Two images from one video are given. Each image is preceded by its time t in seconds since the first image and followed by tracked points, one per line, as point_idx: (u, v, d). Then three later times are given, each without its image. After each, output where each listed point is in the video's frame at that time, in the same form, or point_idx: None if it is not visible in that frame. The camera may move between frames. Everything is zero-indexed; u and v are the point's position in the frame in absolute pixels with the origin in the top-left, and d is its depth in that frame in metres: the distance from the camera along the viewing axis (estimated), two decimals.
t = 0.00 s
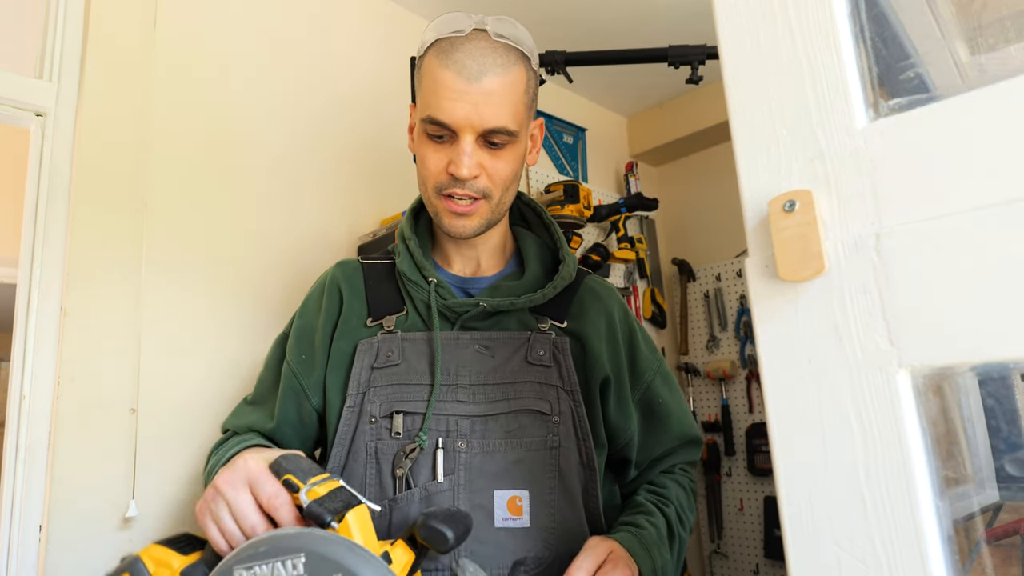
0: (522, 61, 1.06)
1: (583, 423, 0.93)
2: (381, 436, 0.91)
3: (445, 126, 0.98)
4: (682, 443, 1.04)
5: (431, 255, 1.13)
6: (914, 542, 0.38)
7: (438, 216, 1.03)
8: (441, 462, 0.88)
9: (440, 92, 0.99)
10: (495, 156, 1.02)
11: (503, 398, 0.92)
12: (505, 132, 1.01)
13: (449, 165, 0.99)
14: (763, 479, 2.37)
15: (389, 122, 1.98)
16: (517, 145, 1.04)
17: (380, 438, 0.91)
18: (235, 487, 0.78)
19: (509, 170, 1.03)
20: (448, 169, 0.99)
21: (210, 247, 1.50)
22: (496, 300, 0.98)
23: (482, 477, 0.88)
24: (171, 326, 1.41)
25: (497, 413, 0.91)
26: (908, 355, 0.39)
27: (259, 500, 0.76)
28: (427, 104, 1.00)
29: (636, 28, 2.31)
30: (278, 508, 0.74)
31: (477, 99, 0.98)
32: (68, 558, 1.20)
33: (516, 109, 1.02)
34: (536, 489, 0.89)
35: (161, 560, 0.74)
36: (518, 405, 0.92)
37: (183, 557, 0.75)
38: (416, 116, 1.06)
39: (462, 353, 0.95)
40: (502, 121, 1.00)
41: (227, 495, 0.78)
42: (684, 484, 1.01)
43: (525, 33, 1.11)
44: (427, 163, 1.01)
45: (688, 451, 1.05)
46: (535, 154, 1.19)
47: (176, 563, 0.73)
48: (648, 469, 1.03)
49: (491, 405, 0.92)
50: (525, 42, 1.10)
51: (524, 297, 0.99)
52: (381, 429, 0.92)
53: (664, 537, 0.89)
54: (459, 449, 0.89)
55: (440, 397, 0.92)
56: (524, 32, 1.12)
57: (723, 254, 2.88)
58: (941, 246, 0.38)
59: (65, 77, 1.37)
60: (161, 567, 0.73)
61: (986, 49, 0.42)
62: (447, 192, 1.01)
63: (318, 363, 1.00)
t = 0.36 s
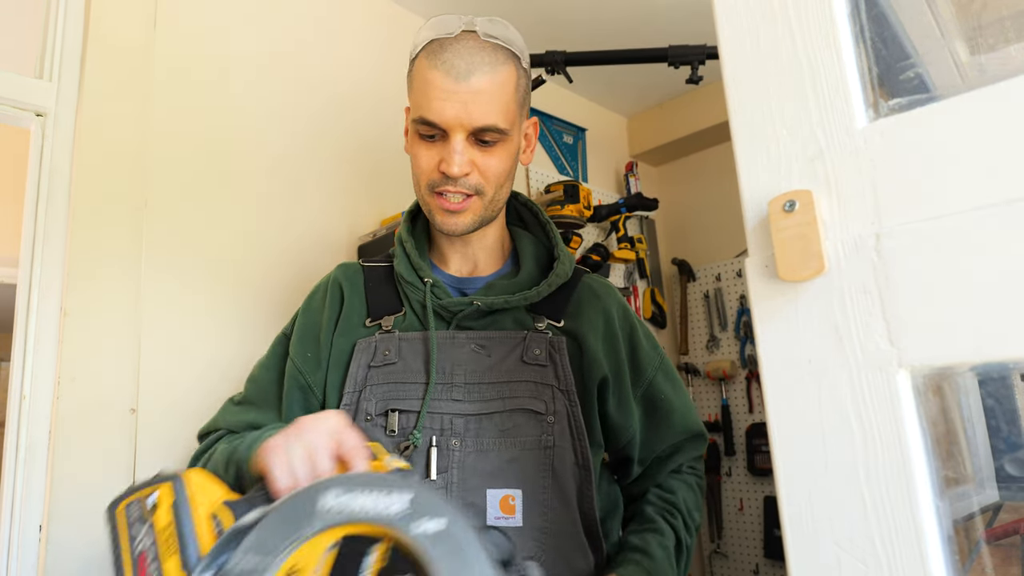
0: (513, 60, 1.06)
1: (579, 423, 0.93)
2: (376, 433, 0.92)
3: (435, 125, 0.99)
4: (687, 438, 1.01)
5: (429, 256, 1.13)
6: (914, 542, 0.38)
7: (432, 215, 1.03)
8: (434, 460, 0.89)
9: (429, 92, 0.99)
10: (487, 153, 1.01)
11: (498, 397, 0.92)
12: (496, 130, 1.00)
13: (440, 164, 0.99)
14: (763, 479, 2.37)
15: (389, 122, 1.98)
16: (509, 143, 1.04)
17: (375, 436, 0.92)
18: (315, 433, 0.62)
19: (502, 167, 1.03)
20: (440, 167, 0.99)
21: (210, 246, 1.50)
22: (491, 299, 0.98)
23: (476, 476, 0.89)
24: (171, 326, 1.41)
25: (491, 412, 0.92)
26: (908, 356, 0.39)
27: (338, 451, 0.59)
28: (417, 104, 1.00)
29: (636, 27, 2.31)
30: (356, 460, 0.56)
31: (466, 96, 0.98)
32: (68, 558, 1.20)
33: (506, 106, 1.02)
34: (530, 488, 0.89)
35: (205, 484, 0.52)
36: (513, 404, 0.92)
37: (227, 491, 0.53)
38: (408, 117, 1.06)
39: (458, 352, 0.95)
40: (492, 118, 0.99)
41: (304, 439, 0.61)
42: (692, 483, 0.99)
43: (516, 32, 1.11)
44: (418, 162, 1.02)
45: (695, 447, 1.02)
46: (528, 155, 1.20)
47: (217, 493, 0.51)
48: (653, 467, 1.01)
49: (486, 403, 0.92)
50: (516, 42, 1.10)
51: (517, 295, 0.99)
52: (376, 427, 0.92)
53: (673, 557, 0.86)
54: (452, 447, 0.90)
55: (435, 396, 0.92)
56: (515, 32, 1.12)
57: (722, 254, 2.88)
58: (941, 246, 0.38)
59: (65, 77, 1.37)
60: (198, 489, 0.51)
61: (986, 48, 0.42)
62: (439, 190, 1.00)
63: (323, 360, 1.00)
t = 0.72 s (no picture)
0: (526, 63, 1.06)
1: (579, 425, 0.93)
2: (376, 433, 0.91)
3: (449, 124, 0.98)
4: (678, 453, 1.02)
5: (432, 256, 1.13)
6: (914, 543, 0.38)
7: (441, 213, 1.03)
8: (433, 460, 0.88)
9: (444, 91, 0.98)
10: (498, 155, 1.01)
11: (499, 399, 0.92)
12: (509, 132, 1.01)
13: (453, 163, 0.98)
14: (763, 479, 2.37)
15: (389, 122, 1.98)
16: (520, 145, 1.04)
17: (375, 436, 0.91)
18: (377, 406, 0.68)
19: (513, 169, 1.03)
20: (452, 167, 0.99)
21: (210, 246, 1.50)
22: (494, 302, 0.98)
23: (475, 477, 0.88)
24: (171, 326, 1.41)
25: (492, 413, 0.91)
26: (908, 356, 0.39)
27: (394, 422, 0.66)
28: (431, 102, 1.00)
29: (636, 27, 2.31)
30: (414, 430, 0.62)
31: (481, 97, 0.98)
32: (68, 558, 1.20)
33: (520, 108, 1.02)
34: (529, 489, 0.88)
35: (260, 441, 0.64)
36: (514, 405, 0.92)
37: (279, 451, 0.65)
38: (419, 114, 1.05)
39: (459, 353, 0.95)
40: (507, 120, 0.99)
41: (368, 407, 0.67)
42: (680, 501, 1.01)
43: (528, 36, 1.10)
44: (430, 160, 1.01)
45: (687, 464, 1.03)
46: (537, 157, 1.20)
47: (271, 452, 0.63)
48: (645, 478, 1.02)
49: (487, 404, 0.92)
50: (528, 45, 1.09)
51: (522, 299, 0.99)
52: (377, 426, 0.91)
53: None
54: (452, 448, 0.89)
55: (437, 396, 0.92)
56: (527, 36, 1.11)
57: (722, 254, 2.88)
58: (941, 246, 0.38)
59: (65, 77, 1.37)
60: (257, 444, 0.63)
61: (986, 48, 0.43)
62: (449, 189, 1.00)
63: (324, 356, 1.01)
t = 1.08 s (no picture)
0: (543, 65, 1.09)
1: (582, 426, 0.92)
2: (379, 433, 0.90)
3: (469, 115, 1.00)
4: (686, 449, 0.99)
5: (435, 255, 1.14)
6: (914, 543, 0.38)
7: (453, 203, 1.02)
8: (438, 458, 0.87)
9: (466, 82, 1.00)
10: (515, 148, 1.03)
11: (503, 399, 0.92)
12: (527, 126, 1.03)
13: (471, 152, 1.00)
14: (762, 479, 2.37)
15: (389, 122, 1.98)
16: (535, 143, 1.06)
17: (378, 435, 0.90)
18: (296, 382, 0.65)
19: (527, 164, 1.04)
20: (469, 156, 1.00)
21: (210, 246, 1.50)
22: (499, 302, 0.98)
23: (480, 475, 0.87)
24: (171, 325, 1.41)
25: (496, 414, 0.91)
26: (907, 356, 0.39)
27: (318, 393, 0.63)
28: (452, 93, 1.01)
29: (636, 27, 2.31)
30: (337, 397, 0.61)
31: (502, 90, 1.00)
32: (69, 558, 1.20)
33: (537, 105, 1.04)
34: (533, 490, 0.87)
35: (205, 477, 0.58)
36: (517, 405, 0.91)
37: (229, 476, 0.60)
38: (436, 107, 1.06)
39: (462, 353, 0.95)
40: (526, 114, 1.02)
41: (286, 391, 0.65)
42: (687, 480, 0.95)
43: (542, 38, 1.10)
44: (446, 149, 1.02)
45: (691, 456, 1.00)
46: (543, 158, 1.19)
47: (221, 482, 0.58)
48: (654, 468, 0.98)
49: (491, 405, 0.91)
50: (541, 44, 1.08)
51: (526, 298, 0.99)
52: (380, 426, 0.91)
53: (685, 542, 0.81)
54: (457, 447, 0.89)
55: (441, 397, 0.92)
56: (542, 38, 1.10)
57: (722, 254, 2.88)
58: (944, 247, 0.38)
59: (65, 77, 1.37)
60: (198, 485, 0.57)
61: (986, 49, 0.43)
62: (465, 178, 1.01)
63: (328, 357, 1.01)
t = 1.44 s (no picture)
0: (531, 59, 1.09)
1: (582, 425, 0.92)
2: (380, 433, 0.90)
3: (459, 112, 1.00)
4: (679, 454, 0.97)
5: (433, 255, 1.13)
6: (914, 543, 0.38)
7: (448, 202, 1.02)
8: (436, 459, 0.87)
9: (453, 80, 1.00)
10: (506, 142, 1.02)
11: (502, 399, 0.92)
12: (517, 119, 1.02)
13: (462, 149, 0.99)
14: (762, 479, 2.37)
15: (389, 122, 1.98)
16: (526, 136, 1.05)
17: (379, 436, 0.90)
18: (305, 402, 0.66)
19: (519, 157, 1.04)
20: (460, 153, 0.99)
21: (210, 245, 1.50)
22: (495, 299, 0.98)
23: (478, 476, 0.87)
24: (171, 326, 1.41)
25: (495, 413, 0.91)
26: (907, 356, 0.39)
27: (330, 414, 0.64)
28: (440, 92, 1.01)
29: (636, 27, 2.31)
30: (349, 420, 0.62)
31: (490, 84, 0.99)
32: (69, 558, 1.20)
33: (527, 98, 1.04)
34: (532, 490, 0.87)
35: (222, 500, 0.68)
36: (516, 405, 0.91)
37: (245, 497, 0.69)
38: (425, 108, 1.06)
39: (461, 353, 0.95)
40: (515, 107, 1.01)
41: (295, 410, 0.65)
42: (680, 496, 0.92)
43: (530, 35, 1.11)
44: (438, 148, 1.02)
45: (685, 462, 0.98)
46: (536, 153, 1.20)
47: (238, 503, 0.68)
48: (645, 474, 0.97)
49: (490, 405, 0.91)
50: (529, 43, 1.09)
51: (521, 293, 0.99)
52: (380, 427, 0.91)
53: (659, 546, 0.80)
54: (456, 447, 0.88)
55: (439, 396, 0.92)
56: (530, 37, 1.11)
57: (722, 254, 2.88)
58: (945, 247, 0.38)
59: (65, 77, 1.37)
60: (218, 508, 0.67)
61: (986, 49, 0.43)
62: (458, 176, 1.01)
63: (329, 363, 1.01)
